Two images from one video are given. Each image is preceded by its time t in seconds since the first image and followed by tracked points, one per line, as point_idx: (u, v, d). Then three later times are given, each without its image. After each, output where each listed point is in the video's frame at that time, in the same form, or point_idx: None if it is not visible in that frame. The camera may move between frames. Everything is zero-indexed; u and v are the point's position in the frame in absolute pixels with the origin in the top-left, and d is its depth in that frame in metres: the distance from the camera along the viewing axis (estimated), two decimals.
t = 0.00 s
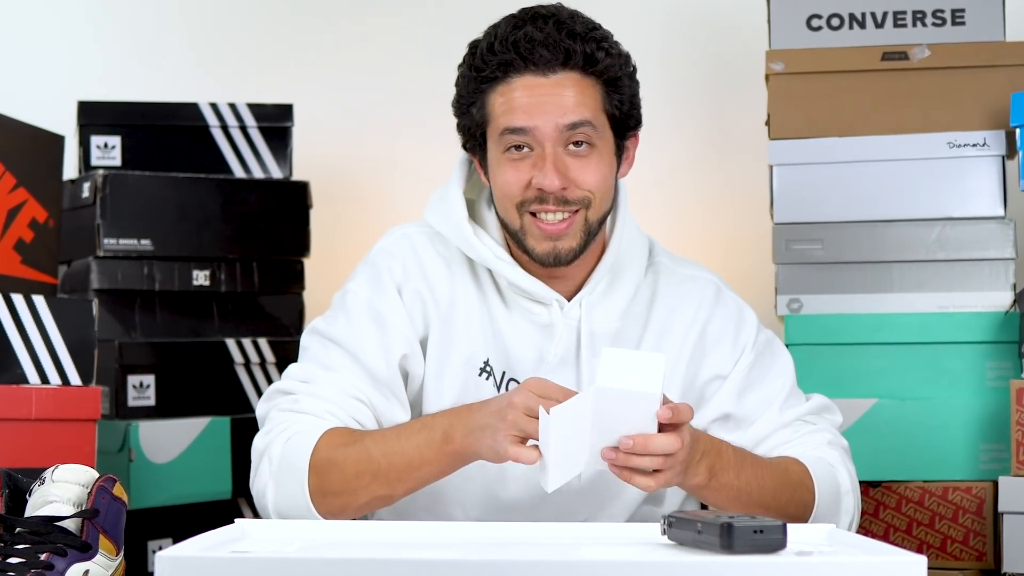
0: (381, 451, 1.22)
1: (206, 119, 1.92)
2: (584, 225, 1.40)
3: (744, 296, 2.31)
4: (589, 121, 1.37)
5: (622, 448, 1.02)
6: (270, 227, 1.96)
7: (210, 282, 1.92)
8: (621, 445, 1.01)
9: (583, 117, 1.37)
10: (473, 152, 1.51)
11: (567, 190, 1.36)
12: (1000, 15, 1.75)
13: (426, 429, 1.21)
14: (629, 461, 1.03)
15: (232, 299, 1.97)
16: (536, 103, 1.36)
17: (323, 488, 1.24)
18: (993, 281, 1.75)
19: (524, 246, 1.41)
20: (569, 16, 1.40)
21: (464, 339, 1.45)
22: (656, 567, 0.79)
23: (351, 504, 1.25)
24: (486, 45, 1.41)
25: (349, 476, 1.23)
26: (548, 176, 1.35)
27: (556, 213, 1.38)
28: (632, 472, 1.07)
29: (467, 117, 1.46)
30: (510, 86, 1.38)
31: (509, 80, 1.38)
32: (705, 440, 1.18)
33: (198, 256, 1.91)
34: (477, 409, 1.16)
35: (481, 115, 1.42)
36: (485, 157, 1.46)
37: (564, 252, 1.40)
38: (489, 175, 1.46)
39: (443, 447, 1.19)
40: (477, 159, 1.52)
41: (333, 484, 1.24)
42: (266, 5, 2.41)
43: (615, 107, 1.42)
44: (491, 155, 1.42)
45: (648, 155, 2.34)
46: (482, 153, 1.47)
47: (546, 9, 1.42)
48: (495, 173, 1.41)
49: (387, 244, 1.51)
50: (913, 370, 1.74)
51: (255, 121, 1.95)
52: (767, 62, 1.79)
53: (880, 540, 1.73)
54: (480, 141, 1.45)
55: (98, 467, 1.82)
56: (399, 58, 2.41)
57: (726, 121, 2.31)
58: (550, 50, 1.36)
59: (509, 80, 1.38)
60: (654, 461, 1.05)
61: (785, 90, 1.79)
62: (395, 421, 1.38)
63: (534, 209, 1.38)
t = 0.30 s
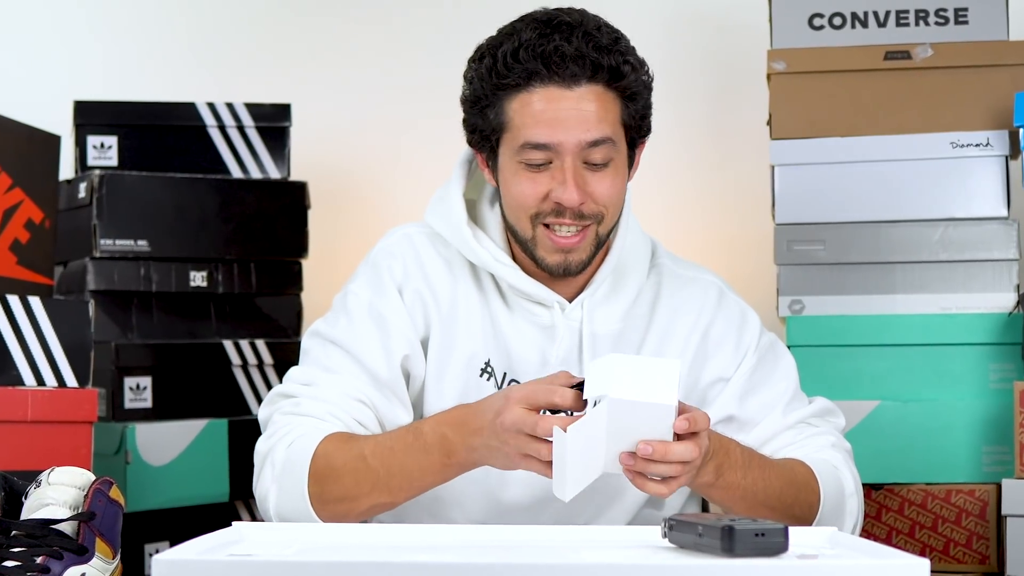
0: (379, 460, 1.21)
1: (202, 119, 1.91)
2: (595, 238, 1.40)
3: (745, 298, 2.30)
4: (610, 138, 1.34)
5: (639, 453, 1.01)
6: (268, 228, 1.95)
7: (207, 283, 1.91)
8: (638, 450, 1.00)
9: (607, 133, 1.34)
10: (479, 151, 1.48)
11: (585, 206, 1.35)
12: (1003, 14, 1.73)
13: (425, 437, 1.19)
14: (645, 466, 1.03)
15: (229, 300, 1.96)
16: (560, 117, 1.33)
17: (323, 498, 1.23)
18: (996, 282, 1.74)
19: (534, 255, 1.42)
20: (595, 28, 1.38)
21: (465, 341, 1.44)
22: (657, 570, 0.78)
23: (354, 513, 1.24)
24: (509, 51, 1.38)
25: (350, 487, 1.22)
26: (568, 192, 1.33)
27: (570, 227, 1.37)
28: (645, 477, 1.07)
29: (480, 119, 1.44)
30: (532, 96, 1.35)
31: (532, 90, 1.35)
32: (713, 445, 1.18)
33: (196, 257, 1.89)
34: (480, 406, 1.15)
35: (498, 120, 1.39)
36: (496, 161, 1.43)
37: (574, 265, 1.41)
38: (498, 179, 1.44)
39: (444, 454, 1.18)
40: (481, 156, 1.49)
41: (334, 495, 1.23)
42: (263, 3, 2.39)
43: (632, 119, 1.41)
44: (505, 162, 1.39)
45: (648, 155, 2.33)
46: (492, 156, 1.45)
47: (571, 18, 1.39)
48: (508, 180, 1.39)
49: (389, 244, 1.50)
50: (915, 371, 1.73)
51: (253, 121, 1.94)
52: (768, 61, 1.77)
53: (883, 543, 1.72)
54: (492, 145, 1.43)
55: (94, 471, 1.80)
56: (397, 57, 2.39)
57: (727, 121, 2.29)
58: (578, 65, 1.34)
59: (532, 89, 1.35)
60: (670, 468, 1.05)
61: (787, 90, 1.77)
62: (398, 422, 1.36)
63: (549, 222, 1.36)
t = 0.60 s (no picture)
0: (365, 472, 1.19)
1: (200, 118, 1.89)
2: (599, 238, 1.38)
3: (746, 299, 2.28)
4: (617, 137, 1.33)
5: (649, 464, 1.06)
6: (266, 229, 1.94)
7: (204, 284, 1.89)
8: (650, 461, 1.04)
9: (614, 133, 1.33)
10: (483, 149, 1.47)
11: (590, 206, 1.34)
12: (1006, 13, 1.72)
13: (407, 450, 1.17)
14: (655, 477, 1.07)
15: (226, 301, 1.94)
16: (567, 115, 1.32)
17: (316, 506, 1.22)
18: (1000, 284, 1.72)
19: (536, 253, 1.40)
20: (604, 26, 1.38)
21: (464, 344, 1.42)
22: None
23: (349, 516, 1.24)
24: (517, 47, 1.37)
25: (342, 496, 1.20)
26: (574, 191, 1.32)
27: (574, 226, 1.36)
28: (655, 484, 1.11)
29: (484, 116, 1.43)
30: (540, 93, 1.34)
31: (540, 87, 1.34)
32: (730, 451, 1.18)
33: (192, 257, 1.88)
34: (456, 417, 1.11)
35: (504, 118, 1.38)
36: (501, 159, 1.42)
37: (577, 264, 1.40)
38: (502, 177, 1.43)
39: (431, 465, 1.16)
40: (483, 154, 1.48)
41: (327, 504, 1.22)
42: (262, 2, 2.38)
43: (637, 119, 1.40)
44: (509, 159, 1.38)
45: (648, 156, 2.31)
46: (496, 154, 1.44)
47: (580, 16, 1.39)
48: (512, 178, 1.38)
49: (386, 246, 1.49)
50: (919, 374, 1.71)
51: (250, 121, 1.93)
52: (770, 60, 1.76)
53: (885, 546, 1.70)
54: (496, 142, 1.41)
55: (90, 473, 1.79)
56: (396, 57, 2.38)
57: (728, 120, 2.28)
58: (587, 62, 1.33)
59: (539, 86, 1.34)
60: (682, 481, 1.08)
61: (788, 89, 1.76)
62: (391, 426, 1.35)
63: (554, 221, 1.35)
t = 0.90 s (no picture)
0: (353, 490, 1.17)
1: (197, 118, 1.88)
2: (600, 240, 1.37)
3: (747, 301, 2.27)
4: (621, 136, 1.32)
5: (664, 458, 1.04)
6: (264, 229, 1.92)
7: (201, 284, 1.88)
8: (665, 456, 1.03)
9: (618, 131, 1.32)
10: (486, 148, 1.45)
11: (593, 204, 1.32)
12: (1010, 12, 1.71)
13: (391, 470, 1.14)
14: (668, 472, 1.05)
15: (224, 303, 1.93)
16: (573, 111, 1.31)
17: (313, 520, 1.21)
18: (1003, 285, 1.70)
19: (537, 252, 1.39)
20: (612, 25, 1.38)
21: (462, 347, 1.41)
22: None
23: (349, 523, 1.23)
24: (524, 43, 1.36)
25: (337, 510, 1.20)
26: (577, 188, 1.30)
27: (576, 226, 1.35)
28: (663, 479, 1.09)
29: (489, 113, 1.42)
30: (546, 90, 1.33)
31: (546, 83, 1.34)
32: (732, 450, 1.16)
33: (189, 258, 1.86)
34: (430, 441, 1.08)
35: (508, 114, 1.37)
36: (504, 156, 1.41)
37: (578, 264, 1.38)
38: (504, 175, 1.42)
39: (418, 481, 1.14)
40: (486, 153, 1.47)
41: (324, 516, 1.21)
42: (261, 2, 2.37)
43: (641, 120, 1.40)
44: (512, 157, 1.37)
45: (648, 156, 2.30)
46: (498, 152, 1.42)
47: (588, 14, 1.39)
48: (514, 175, 1.36)
49: (384, 248, 1.48)
50: (922, 376, 1.70)
51: (248, 120, 1.91)
52: (771, 60, 1.75)
53: (888, 549, 1.69)
54: (500, 140, 1.40)
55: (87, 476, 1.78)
56: (395, 56, 2.37)
57: (729, 120, 2.27)
58: (594, 59, 1.33)
59: (544, 83, 1.34)
60: (693, 476, 1.06)
61: (790, 88, 1.74)
62: (386, 431, 1.34)
63: (556, 219, 1.34)
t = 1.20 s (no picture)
0: (338, 496, 1.16)
1: (194, 118, 1.87)
2: (596, 240, 1.35)
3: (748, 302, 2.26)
4: (619, 135, 1.31)
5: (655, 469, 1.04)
6: (261, 229, 1.91)
7: (199, 286, 1.87)
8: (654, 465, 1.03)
9: (616, 130, 1.31)
10: (485, 145, 1.44)
11: (588, 203, 1.31)
12: (1014, 11, 1.69)
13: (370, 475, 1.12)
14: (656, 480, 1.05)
15: (221, 304, 1.92)
16: (571, 108, 1.30)
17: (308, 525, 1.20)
18: (1007, 286, 1.69)
19: (535, 253, 1.37)
20: (614, 24, 1.37)
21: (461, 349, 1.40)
22: None
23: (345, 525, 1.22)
24: (525, 39, 1.35)
25: (332, 514, 1.19)
26: (572, 186, 1.29)
27: (572, 224, 1.33)
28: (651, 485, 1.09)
29: (488, 109, 1.40)
30: (544, 86, 1.32)
31: (545, 79, 1.33)
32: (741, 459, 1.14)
33: (186, 259, 1.85)
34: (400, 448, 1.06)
35: (507, 110, 1.36)
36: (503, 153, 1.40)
37: (574, 266, 1.37)
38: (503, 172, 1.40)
39: (399, 481, 1.12)
40: (486, 150, 1.46)
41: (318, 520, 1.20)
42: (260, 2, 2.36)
43: (641, 121, 1.39)
44: (509, 153, 1.35)
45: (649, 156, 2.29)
46: (497, 149, 1.41)
47: (591, 11, 1.38)
48: (511, 172, 1.35)
49: (381, 249, 1.47)
50: (925, 377, 1.68)
51: (245, 120, 1.90)
52: (773, 59, 1.73)
53: (890, 552, 1.67)
54: (499, 137, 1.39)
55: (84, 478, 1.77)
56: (394, 55, 2.36)
57: (730, 120, 2.26)
58: (594, 57, 1.32)
59: (544, 79, 1.33)
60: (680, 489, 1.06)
61: (791, 88, 1.73)
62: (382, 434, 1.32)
63: (551, 217, 1.32)
